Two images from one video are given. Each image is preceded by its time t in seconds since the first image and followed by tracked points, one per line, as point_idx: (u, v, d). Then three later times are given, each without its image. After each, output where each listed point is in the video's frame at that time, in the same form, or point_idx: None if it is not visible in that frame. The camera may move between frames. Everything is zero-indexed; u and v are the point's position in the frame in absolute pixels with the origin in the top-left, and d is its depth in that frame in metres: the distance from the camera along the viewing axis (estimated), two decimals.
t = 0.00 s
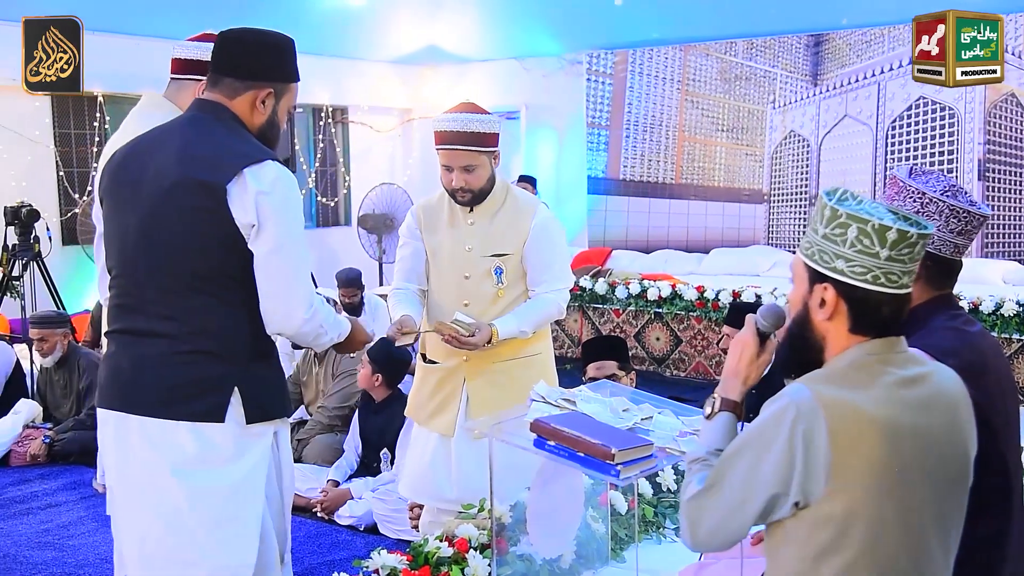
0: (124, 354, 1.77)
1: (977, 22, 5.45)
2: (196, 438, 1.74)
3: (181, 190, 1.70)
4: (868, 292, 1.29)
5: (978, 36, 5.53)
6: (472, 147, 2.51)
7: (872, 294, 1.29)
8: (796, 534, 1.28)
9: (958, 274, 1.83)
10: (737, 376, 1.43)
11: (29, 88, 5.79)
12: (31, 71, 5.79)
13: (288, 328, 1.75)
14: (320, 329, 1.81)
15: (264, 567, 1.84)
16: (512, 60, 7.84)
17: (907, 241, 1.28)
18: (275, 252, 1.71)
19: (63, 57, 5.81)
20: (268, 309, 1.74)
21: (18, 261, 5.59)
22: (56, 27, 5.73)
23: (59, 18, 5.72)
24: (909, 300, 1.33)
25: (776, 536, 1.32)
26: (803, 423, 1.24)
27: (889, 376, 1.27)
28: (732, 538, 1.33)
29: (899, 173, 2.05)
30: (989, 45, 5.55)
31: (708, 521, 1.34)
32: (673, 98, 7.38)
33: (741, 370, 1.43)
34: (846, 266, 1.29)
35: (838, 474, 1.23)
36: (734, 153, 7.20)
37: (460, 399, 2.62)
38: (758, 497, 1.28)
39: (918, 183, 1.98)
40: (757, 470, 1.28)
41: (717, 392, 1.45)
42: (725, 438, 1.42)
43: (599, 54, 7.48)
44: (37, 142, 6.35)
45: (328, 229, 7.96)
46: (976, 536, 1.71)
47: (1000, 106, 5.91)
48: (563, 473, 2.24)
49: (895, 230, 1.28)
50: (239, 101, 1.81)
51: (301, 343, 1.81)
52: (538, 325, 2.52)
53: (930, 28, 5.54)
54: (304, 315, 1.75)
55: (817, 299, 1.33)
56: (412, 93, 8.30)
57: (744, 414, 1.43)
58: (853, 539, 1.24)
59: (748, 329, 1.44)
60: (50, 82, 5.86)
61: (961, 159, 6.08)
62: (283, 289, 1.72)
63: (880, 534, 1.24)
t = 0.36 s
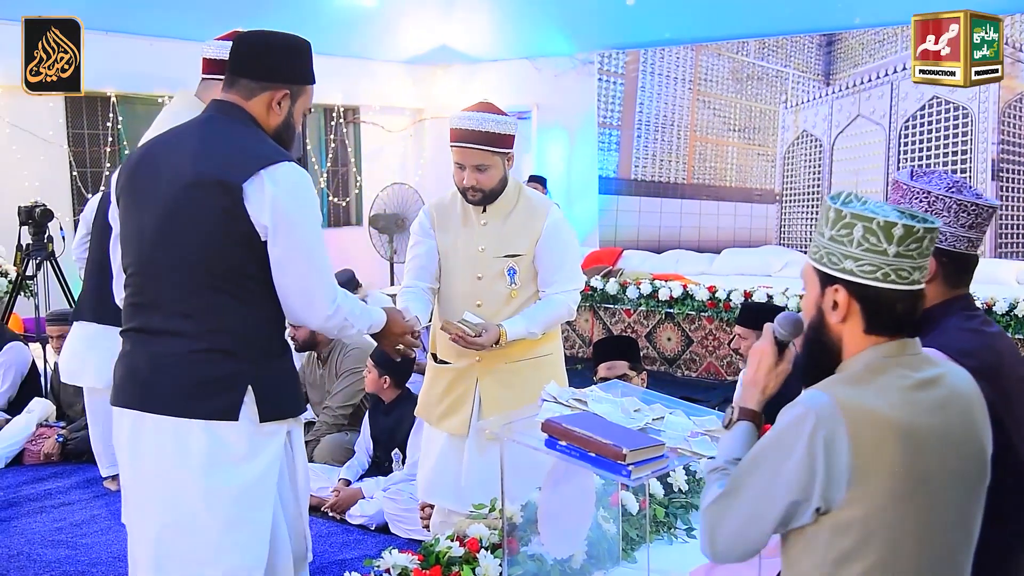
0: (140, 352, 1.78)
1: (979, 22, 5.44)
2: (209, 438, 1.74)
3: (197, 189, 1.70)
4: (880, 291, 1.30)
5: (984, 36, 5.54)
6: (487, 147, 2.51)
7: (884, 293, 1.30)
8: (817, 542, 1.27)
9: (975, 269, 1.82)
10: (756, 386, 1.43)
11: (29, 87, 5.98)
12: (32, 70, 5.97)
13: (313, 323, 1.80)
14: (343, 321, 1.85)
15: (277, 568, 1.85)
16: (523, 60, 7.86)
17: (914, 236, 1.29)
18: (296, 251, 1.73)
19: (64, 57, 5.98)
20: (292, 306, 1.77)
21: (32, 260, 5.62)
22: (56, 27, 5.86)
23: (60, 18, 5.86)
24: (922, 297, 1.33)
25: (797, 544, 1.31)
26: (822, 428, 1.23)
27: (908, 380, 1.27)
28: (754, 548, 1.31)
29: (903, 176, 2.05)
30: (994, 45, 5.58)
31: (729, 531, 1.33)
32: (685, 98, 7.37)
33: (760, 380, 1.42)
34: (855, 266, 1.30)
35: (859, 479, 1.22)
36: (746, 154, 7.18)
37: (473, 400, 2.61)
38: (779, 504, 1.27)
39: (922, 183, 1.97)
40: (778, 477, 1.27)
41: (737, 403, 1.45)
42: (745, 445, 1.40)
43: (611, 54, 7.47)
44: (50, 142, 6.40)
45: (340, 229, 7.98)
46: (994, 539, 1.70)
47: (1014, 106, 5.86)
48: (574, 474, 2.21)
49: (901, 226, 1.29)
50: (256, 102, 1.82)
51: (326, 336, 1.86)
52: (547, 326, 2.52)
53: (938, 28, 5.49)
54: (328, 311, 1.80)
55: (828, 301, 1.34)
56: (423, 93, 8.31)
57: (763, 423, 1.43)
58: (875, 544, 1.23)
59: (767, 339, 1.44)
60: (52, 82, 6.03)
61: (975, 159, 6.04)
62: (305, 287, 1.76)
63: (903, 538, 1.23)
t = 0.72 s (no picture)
0: (157, 350, 1.78)
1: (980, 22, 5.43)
2: (225, 438, 1.75)
3: (219, 189, 1.71)
4: (884, 287, 1.30)
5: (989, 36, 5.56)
6: (502, 147, 2.52)
7: (883, 288, 1.30)
8: (825, 544, 1.27)
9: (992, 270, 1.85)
10: (771, 393, 1.46)
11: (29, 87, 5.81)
12: (31, 70, 5.83)
13: (336, 322, 1.81)
14: (368, 319, 1.85)
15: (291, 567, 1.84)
16: (532, 60, 7.85)
17: (910, 229, 1.29)
18: (317, 253, 1.73)
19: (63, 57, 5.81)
20: (318, 305, 1.79)
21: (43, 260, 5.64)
22: (56, 26, 5.75)
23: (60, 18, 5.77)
24: (926, 292, 1.32)
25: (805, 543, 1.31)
26: (826, 430, 1.23)
27: (913, 380, 1.26)
28: (763, 551, 1.31)
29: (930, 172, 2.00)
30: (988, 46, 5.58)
31: (738, 532, 1.33)
32: (694, 98, 7.36)
33: (774, 388, 1.45)
34: (853, 263, 1.31)
35: (864, 481, 1.22)
36: (756, 154, 7.17)
37: (484, 401, 2.62)
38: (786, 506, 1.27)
39: (952, 178, 1.92)
40: (783, 478, 1.27)
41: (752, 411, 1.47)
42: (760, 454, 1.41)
43: (619, 54, 7.47)
44: (61, 143, 6.42)
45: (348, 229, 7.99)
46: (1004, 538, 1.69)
47: None
48: (583, 475, 2.23)
49: (896, 220, 1.30)
50: (278, 104, 1.82)
51: (352, 334, 1.86)
52: (559, 327, 2.52)
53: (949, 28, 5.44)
54: (350, 311, 1.80)
55: (833, 301, 1.34)
56: (432, 94, 8.31)
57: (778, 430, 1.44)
58: (882, 545, 1.23)
59: (782, 346, 1.46)
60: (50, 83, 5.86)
61: (985, 158, 6.02)
62: (328, 287, 1.76)
63: (909, 538, 1.23)
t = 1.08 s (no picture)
0: (177, 349, 1.78)
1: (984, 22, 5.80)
2: (246, 438, 1.75)
3: (246, 188, 1.70)
4: (881, 285, 1.29)
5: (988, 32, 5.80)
6: (534, 145, 2.52)
7: (886, 287, 1.29)
8: (825, 540, 1.27)
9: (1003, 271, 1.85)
10: (781, 392, 1.50)
11: (29, 87, 6.05)
12: (32, 70, 6.06)
13: (359, 323, 1.83)
14: (392, 320, 1.87)
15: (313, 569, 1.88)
16: (541, 60, 7.88)
17: (913, 229, 1.29)
18: (341, 256, 1.74)
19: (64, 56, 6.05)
20: (343, 307, 1.80)
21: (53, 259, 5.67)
22: (57, 27, 5.95)
23: (59, 18, 5.95)
24: (931, 292, 1.31)
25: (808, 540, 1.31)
26: (825, 426, 1.23)
27: (915, 378, 1.26)
28: (763, 548, 1.32)
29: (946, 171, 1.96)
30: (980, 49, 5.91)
31: (740, 529, 1.34)
32: (703, 97, 7.33)
33: (784, 386, 1.50)
34: (856, 262, 1.31)
35: (863, 478, 1.22)
36: (764, 154, 7.15)
37: (502, 401, 2.60)
38: (785, 503, 1.27)
39: (970, 179, 1.89)
40: (783, 474, 1.27)
41: (760, 409, 1.50)
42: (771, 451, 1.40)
43: (628, 54, 7.46)
44: (70, 143, 6.43)
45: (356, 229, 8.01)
46: (1014, 536, 1.70)
47: None
48: (591, 475, 2.20)
49: (898, 219, 1.30)
50: (305, 105, 1.83)
51: (377, 335, 1.88)
52: (582, 323, 2.57)
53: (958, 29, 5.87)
54: (374, 314, 1.82)
55: (836, 299, 1.35)
56: (441, 94, 8.31)
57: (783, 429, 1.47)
58: (881, 542, 1.23)
59: (792, 345, 1.53)
60: (48, 79, 6.11)
61: (995, 158, 6.00)
62: (352, 288, 1.77)
63: (909, 536, 1.23)
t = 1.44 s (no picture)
0: (194, 349, 1.78)
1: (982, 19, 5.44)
2: (258, 441, 1.75)
3: (264, 188, 1.69)
4: (884, 288, 1.30)
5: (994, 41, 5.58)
6: (557, 136, 2.54)
7: (887, 290, 1.30)
8: (821, 529, 1.28)
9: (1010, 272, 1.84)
10: (786, 379, 1.70)
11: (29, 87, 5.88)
12: (31, 71, 5.89)
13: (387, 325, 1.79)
14: (420, 321, 1.83)
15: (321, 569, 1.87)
16: (544, 59, 7.74)
17: (918, 235, 1.29)
18: (363, 258, 1.71)
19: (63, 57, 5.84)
20: (368, 309, 1.77)
21: (58, 259, 5.68)
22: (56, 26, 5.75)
23: (59, 18, 5.76)
24: (931, 298, 1.30)
25: (805, 530, 1.32)
26: (816, 415, 1.24)
27: (911, 372, 1.26)
28: (757, 535, 1.33)
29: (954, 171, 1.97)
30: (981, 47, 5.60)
31: (736, 515, 1.36)
32: (707, 98, 7.34)
33: (789, 375, 1.69)
34: (859, 262, 1.32)
35: (855, 468, 1.22)
36: (769, 154, 7.18)
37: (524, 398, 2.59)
38: (778, 491, 1.29)
39: (974, 179, 1.89)
40: (776, 462, 1.29)
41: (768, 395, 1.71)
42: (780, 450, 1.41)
43: (633, 54, 7.42)
44: (75, 143, 6.45)
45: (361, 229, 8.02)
46: (1016, 537, 1.69)
47: None
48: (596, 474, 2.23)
49: (904, 224, 1.29)
50: (329, 105, 1.83)
51: (406, 335, 1.84)
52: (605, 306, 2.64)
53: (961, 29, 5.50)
54: (400, 316, 1.77)
55: (838, 297, 1.36)
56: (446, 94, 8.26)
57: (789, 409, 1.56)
58: (873, 533, 1.24)
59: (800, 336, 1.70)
60: (48, 79, 5.93)
61: (1001, 158, 6.00)
62: (377, 288, 1.73)
63: (901, 530, 1.23)
